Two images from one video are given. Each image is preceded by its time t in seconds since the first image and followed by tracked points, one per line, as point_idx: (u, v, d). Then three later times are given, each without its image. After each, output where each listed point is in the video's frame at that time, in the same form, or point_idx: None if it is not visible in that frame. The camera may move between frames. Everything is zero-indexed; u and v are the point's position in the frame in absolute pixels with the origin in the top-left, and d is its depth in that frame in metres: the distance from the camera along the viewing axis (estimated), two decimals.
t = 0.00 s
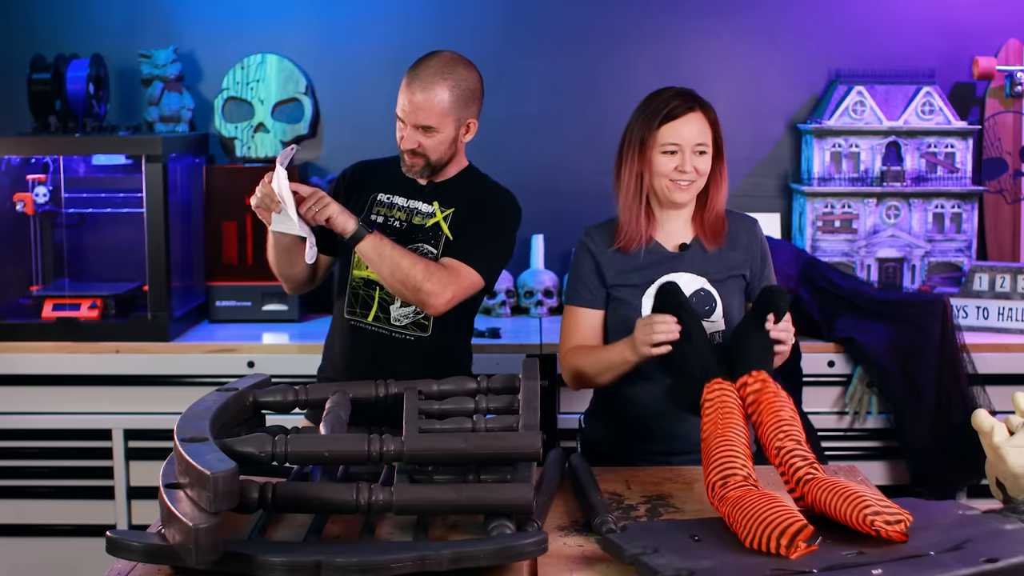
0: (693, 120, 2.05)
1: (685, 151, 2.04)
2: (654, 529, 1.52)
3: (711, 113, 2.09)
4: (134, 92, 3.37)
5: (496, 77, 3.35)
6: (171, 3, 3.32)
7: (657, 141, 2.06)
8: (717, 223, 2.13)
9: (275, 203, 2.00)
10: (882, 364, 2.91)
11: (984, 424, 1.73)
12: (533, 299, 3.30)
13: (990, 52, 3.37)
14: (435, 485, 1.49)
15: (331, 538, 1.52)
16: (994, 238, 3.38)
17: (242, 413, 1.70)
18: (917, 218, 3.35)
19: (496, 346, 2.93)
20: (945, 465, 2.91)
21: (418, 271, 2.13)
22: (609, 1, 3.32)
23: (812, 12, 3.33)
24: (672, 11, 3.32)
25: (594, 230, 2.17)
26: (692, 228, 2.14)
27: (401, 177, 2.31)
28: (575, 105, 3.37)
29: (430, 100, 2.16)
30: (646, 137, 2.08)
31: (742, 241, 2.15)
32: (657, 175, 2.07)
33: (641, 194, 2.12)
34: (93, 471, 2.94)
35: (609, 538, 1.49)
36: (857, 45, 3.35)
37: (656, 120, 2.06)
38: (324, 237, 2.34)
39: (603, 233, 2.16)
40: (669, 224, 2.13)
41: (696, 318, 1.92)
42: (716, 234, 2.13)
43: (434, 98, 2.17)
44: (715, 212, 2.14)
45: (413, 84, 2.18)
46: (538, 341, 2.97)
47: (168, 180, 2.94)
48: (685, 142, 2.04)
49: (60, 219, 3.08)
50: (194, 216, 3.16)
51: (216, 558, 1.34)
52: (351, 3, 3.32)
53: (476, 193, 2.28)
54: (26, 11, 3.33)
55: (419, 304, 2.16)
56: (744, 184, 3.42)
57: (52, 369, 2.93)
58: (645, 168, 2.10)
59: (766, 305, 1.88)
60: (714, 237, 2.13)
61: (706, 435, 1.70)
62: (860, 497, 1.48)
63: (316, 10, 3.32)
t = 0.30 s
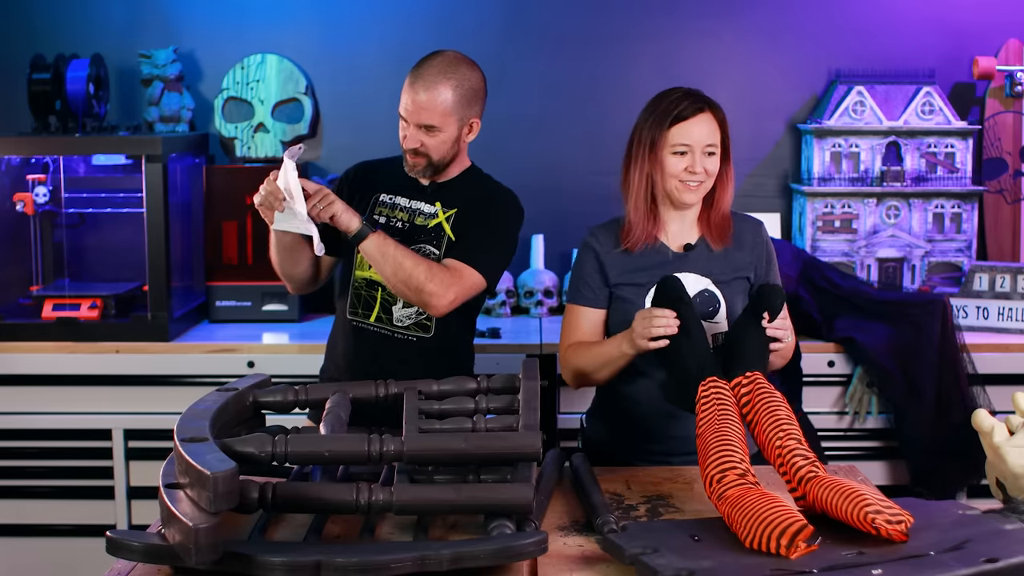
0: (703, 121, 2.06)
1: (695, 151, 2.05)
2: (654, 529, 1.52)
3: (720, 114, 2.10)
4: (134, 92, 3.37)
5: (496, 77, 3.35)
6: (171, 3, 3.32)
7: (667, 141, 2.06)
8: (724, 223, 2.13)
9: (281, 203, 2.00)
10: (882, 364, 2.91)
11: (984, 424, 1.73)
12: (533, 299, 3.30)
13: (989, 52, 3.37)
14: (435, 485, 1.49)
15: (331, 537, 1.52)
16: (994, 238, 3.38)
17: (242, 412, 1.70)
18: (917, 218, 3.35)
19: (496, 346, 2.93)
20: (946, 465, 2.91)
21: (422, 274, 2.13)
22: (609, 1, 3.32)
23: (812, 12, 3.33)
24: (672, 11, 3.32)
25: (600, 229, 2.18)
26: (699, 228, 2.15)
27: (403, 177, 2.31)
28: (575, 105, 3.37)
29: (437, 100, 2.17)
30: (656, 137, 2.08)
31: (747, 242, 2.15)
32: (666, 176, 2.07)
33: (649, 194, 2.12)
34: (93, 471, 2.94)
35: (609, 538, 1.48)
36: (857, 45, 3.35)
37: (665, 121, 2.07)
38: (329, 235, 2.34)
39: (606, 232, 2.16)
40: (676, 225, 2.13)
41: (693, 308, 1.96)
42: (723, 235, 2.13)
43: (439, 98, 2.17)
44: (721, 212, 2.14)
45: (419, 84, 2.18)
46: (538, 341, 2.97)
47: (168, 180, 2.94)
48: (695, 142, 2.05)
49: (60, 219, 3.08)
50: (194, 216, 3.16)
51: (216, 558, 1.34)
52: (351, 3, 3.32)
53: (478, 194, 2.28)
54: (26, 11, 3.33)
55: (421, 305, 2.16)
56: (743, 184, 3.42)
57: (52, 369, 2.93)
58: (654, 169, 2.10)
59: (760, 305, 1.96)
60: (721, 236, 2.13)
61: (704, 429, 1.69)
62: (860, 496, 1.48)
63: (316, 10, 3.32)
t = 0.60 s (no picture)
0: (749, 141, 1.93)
1: (740, 175, 1.92)
2: (654, 530, 1.52)
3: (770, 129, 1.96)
4: (134, 92, 3.37)
5: (496, 77, 3.35)
6: (171, 3, 3.32)
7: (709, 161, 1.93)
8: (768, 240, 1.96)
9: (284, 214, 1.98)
10: (883, 364, 2.92)
11: (985, 425, 1.74)
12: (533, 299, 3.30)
13: (989, 52, 3.37)
14: (436, 485, 1.49)
15: (332, 537, 1.52)
16: (994, 238, 3.38)
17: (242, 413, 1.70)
18: (917, 218, 3.35)
19: (496, 346, 2.93)
20: (946, 465, 2.91)
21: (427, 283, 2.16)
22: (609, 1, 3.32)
23: (812, 12, 3.33)
24: (672, 11, 3.32)
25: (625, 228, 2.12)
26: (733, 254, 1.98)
27: (404, 178, 2.30)
28: (574, 105, 3.37)
29: (455, 99, 2.15)
30: (697, 152, 1.96)
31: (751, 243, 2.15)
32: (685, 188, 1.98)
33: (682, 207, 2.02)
34: (93, 471, 2.94)
35: (609, 538, 1.48)
36: (857, 45, 3.35)
37: (707, 137, 1.94)
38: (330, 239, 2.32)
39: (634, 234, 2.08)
40: (711, 243, 1.99)
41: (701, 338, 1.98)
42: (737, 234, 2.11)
43: (456, 97, 2.15)
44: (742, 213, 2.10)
45: (435, 83, 2.16)
46: (538, 341, 2.97)
47: (168, 180, 2.94)
48: (711, 154, 1.93)
49: (60, 219, 3.08)
50: (194, 216, 3.15)
51: (216, 558, 1.34)
52: (351, 3, 3.32)
53: (480, 196, 2.28)
54: (26, 11, 3.33)
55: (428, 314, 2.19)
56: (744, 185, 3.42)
57: (52, 369, 2.93)
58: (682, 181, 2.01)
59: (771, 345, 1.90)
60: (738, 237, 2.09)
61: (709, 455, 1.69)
62: (860, 495, 1.48)
63: (316, 10, 3.32)
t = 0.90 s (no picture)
0: (774, 197, 1.79)
1: (765, 232, 1.77)
2: (654, 530, 1.52)
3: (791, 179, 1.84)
4: (134, 92, 3.37)
5: (495, 76, 3.35)
6: (171, 3, 3.32)
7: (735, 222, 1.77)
8: (805, 300, 1.87)
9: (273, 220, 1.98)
10: (882, 364, 2.92)
11: (984, 424, 1.73)
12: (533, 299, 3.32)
13: (989, 52, 3.37)
14: (435, 485, 1.49)
15: (332, 537, 1.52)
16: (994, 239, 3.38)
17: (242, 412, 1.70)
18: (917, 218, 3.35)
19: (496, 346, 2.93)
20: (946, 465, 2.91)
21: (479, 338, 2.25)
22: (609, 1, 3.32)
23: (812, 12, 3.33)
24: (672, 11, 3.32)
25: (655, 284, 1.88)
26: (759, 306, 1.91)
27: (400, 179, 2.30)
28: (574, 105, 3.37)
29: (444, 109, 2.13)
30: (718, 208, 1.80)
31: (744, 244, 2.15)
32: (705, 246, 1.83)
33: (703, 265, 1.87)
34: (93, 471, 2.94)
35: (609, 538, 1.48)
36: (857, 45, 3.35)
37: (729, 194, 1.79)
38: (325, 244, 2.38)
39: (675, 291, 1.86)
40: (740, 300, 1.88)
41: (736, 378, 1.90)
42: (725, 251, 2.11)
43: (445, 108, 2.13)
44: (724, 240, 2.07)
45: (422, 95, 2.13)
46: (538, 341, 2.97)
47: (168, 180, 2.94)
48: (730, 211, 1.78)
49: (60, 219, 3.08)
50: (194, 216, 3.15)
51: (216, 558, 1.34)
52: (351, 3, 3.32)
53: (476, 198, 2.28)
54: (26, 11, 3.33)
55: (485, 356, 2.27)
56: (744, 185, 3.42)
57: (52, 369, 2.92)
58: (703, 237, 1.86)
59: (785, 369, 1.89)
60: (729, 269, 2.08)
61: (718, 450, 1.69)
62: (860, 494, 1.49)
63: (316, 10, 3.32)
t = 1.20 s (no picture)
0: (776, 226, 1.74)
1: (763, 261, 1.72)
2: (653, 530, 1.51)
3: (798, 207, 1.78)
4: (134, 92, 3.37)
5: (495, 76, 3.35)
6: (171, 3, 3.32)
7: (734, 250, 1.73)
8: (804, 330, 1.82)
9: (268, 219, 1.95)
10: (882, 364, 2.92)
11: (984, 424, 1.73)
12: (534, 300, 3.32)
13: (989, 52, 3.37)
14: (435, 485, 1.49)
15: (331, 538, 1.52)
16: (994, 238, 3.38)
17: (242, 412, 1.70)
18: (917, 218, 3.35)
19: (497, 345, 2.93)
20: (946, 465, 2.91)
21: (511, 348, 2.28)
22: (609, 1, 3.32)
23: (812, 12, 3.33)
24: (672, 11, 3.32)
25: (654, 303, 1.86)
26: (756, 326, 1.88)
27: (400, 179, 2.30)
28: (574, 105, 3.37)
29: (440, 100, 2.13)
30: (718, 232, 1.76)
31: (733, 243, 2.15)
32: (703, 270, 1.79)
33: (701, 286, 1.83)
34: (93, 471, 2.94)
35: (609, 538, 1.49)
36: (857, 45, 3.35)
37: (729, 220, 1.74)
38: (321, 242, 2.36)
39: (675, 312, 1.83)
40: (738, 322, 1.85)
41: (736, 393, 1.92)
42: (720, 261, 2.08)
43: (441, 97, 2.13)
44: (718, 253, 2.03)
45: (420, 84, 2.13)
46: (538, 341, 2.97)
47: (168, 180, 2.94)
48: (729, 238, 1.73)
49: (60, 219, 3.07)
50: (194, 216, 3.15)
51: (215, 558, 1.34)
52: (351, 3, 3.32)
53: (479, 198, 2.28)
54: (26, 11, 3.33)
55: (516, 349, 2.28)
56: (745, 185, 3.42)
57: (52, 369, 2.93)
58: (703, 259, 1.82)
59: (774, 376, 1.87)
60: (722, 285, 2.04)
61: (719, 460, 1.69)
62: (860, 494, 1.49)
63: (316, 10, 3.32)
